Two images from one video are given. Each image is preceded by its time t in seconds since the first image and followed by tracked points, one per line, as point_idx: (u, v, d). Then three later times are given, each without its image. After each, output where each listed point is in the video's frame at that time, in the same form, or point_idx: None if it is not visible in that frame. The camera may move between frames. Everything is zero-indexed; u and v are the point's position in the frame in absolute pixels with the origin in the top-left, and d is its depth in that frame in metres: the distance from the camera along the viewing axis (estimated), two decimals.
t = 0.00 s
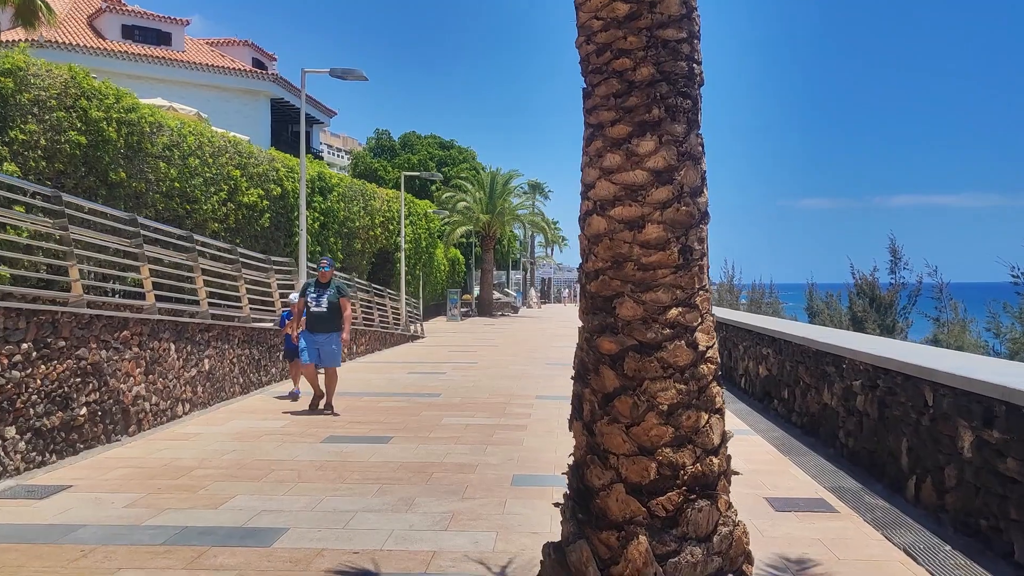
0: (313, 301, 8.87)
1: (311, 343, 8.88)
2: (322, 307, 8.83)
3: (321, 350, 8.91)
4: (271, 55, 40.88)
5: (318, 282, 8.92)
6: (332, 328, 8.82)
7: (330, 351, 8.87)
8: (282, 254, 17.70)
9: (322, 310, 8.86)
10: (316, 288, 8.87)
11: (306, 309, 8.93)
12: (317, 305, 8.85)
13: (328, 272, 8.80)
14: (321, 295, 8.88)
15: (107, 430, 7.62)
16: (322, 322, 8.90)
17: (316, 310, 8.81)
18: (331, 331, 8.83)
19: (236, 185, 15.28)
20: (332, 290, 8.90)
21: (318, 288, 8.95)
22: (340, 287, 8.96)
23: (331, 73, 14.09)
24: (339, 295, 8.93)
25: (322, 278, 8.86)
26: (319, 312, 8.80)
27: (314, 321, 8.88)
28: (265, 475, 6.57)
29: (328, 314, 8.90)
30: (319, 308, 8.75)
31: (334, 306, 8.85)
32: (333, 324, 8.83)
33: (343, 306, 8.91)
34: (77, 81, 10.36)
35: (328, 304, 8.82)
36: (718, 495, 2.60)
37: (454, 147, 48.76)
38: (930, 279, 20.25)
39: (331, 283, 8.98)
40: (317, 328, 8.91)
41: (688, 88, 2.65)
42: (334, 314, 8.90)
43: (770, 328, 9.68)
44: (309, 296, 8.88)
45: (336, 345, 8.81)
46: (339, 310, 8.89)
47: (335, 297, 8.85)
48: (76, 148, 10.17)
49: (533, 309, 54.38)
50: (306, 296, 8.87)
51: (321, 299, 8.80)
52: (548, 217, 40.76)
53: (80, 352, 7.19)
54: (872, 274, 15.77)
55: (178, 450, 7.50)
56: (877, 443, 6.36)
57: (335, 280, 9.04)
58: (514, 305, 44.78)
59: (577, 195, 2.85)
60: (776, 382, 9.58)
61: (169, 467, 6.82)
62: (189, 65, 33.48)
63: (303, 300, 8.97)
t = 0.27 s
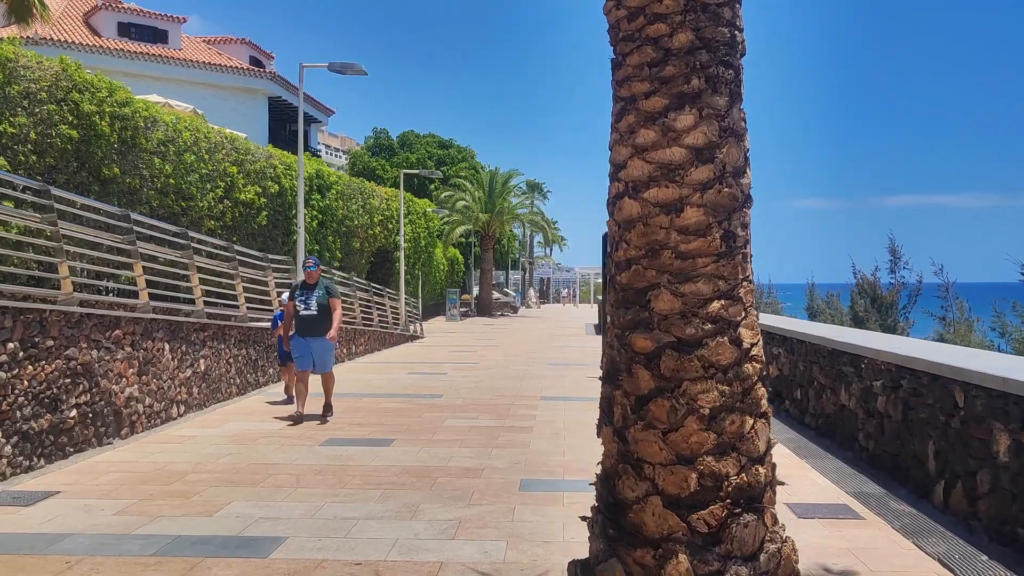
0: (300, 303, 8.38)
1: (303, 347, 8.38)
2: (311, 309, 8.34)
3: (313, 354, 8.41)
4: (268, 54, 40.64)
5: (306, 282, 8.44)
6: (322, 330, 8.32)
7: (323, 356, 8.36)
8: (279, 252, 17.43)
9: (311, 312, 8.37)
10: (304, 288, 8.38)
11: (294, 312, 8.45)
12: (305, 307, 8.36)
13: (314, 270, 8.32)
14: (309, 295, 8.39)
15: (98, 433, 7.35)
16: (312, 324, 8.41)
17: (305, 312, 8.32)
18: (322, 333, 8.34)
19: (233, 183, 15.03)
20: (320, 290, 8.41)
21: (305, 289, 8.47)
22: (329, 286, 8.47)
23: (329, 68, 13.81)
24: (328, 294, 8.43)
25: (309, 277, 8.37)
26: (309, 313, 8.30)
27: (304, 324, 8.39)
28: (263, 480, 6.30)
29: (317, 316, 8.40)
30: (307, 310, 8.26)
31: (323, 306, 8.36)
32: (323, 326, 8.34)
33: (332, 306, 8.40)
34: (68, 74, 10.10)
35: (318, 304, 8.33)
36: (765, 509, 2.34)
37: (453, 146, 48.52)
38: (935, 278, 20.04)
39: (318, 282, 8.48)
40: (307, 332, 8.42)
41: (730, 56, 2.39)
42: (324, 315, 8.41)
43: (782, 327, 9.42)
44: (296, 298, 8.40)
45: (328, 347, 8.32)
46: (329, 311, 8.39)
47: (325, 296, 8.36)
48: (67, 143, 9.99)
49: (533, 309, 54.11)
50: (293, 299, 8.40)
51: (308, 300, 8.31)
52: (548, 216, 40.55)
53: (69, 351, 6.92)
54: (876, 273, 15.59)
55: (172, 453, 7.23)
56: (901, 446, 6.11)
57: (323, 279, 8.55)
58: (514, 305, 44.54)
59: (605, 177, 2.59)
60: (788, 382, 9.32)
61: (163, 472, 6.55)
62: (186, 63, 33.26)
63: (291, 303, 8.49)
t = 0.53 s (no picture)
0: (289, 303, 7.88)
1: (292, 350, 7.84)
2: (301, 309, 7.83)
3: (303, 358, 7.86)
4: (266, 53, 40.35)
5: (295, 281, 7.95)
6: (312, 332, 7.81)
7: (313, 359, 7.82)
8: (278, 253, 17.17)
9: (300, 312, 7.87)
10: (293, 287, 7.89)
11: (282, 313, 7.94)
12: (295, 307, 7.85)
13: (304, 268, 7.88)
14: (299, 294, 7.89)
15: (91, 442, 7.08)
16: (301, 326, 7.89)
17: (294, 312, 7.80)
18: (313, 335, 7.82)
19: (230, 182, 14.78)
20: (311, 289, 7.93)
21: (294, 289, 7.97)
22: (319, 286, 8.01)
23: (329, 65, 13.57)
24: (319, 294, 7.94)
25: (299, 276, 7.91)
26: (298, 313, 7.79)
27: (293, 326, 7.86)
28: (262, 491, 6.04)
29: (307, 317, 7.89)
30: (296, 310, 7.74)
31: (314, 306, 7.86)
32: (314, 327, 7.83)
33: (323, 306, 7.91)
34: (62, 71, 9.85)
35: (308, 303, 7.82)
36: (828, 544, 2.09)
37: (452, 146, 48.30)
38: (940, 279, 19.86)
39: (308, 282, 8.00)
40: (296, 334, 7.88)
41: (787, 35, 2.14)
42: (315, 316, 7.90)
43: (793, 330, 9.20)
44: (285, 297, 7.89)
45: (319, 350, 7.79)
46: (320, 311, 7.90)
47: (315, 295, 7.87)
48: (60, 141, 9.73)
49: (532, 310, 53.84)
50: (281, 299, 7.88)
51: (298, 299, 7.81)
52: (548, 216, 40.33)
53: (61, 357, 6.65)
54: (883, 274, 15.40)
55: (168, 463, 6.96)
56: (927, 456, 5.86)
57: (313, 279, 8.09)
58: (514, 306, 44.30)
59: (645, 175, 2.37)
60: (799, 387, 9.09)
61: (158, 483, 6.28)
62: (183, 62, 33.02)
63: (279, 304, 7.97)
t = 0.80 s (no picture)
0: (279, 304, 7.26)
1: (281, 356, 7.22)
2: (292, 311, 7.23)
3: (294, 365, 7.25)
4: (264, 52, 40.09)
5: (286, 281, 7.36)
6: (303, 337, 7.21)
7: (302, 367, 7.20)
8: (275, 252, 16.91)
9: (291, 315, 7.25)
10: (284, 287, 7.29)
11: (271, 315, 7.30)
12: (286, 309, 7.24)
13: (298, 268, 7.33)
14: (290, 296, 7.30)
15: (81, 446, 6.81)
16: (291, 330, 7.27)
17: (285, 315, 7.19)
18: (304, 340, 7.22)
19: (227, 179, 14.55)
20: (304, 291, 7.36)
21: (285, 290, 7.37)
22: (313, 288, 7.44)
23: (327, 60, 13.30)
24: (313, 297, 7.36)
25: (292, 276, 7.34)
26: (290, 316, 7.18)
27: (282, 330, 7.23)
28: (258, 498, 5.78)
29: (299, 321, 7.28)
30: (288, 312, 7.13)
31: (307, 309, 7.28)
32: (306, 332, 7.23)
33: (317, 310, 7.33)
34: (51, 62, 9.68)
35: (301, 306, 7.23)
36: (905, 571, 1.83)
37: (451, 145, 48.05)
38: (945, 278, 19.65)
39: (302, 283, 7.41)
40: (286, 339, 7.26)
41: None
42: (307, 320, 7.32)
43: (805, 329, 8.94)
44: (275, 299, 7.27)
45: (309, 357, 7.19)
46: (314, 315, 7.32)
47: (309, 298, 7.30)
48: (50, 135, 9.52)
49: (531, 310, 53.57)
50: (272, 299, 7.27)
51: (291, 300, 7.20)
52: (547, 215, 40.10)
53: (49, 358, 6.38)
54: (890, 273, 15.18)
55: (161, 467, 6.69)
56: (953, 460, 5.62)
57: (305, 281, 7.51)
58: (513, 306, 44.07)
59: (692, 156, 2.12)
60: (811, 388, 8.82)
61: (150, 489, 6.01)
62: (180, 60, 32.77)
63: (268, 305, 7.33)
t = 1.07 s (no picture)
0: (268, 307, 6.82)
1: (267, 363, 6.82)
2: (281, 315, 6.78)
3: (278, 373, 6.84)
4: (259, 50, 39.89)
5: (277, 283, 6.90)
6: (293, 342, 6.79)
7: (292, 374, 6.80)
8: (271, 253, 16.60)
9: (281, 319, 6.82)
10: (274, 289, 6.84)
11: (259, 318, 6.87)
12: (275, 313, 6.80)
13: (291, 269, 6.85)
14: (281, 298, 6.84)
15: (67, 456, 6.52)
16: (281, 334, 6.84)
17: (273, 319, 6.76)
18: (294, 346, 6.80)
19: (221, 178, 14.27)
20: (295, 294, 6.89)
21: (276, 291, 6.92)
22: (306, 290, 6.96)
23: (325, 56, 13.03)
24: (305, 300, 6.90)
25: (283, 277, 6.87)
26: (278, 321, 6.74)
27: (270, 335, 6.81)
28: (253, 512, 5.49)
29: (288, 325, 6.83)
30: (277, 316, 6.69)
31: (297, 314, 6.82)
32: (296, 338, 6.80)
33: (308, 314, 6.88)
34: (39, 58, 9.48)
35: (291, 310, 6.77)
36: None
37: (448, 145, 47.73)
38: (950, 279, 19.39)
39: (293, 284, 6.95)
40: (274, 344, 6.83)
41: None
42: (297, 324, 6.87)
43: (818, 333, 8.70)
44: (264, 301, 6.83)
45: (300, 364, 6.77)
46: (304, 319, 6.87)
47: (300, 302, 6.83)
48: (38, 132, 9.34)
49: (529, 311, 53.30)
50: (260, 302, 6.83)
51: (280, 304, 6.76)
52: (544, 216, 39.78)
53: (33, 364, 6.08)
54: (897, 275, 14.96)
55: (152, 479, 6.40)
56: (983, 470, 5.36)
57: (299, 282, 7.03)
58: (511, 307, 43.75)
59: (754, 136, 2.12)
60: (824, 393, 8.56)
61: (139, 503, 5.72)
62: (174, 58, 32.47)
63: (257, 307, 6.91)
